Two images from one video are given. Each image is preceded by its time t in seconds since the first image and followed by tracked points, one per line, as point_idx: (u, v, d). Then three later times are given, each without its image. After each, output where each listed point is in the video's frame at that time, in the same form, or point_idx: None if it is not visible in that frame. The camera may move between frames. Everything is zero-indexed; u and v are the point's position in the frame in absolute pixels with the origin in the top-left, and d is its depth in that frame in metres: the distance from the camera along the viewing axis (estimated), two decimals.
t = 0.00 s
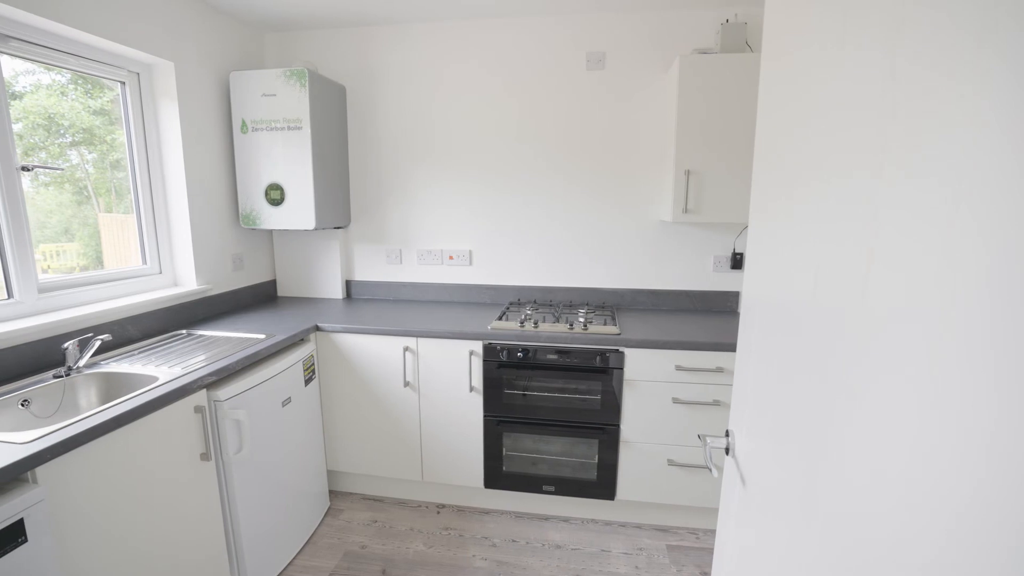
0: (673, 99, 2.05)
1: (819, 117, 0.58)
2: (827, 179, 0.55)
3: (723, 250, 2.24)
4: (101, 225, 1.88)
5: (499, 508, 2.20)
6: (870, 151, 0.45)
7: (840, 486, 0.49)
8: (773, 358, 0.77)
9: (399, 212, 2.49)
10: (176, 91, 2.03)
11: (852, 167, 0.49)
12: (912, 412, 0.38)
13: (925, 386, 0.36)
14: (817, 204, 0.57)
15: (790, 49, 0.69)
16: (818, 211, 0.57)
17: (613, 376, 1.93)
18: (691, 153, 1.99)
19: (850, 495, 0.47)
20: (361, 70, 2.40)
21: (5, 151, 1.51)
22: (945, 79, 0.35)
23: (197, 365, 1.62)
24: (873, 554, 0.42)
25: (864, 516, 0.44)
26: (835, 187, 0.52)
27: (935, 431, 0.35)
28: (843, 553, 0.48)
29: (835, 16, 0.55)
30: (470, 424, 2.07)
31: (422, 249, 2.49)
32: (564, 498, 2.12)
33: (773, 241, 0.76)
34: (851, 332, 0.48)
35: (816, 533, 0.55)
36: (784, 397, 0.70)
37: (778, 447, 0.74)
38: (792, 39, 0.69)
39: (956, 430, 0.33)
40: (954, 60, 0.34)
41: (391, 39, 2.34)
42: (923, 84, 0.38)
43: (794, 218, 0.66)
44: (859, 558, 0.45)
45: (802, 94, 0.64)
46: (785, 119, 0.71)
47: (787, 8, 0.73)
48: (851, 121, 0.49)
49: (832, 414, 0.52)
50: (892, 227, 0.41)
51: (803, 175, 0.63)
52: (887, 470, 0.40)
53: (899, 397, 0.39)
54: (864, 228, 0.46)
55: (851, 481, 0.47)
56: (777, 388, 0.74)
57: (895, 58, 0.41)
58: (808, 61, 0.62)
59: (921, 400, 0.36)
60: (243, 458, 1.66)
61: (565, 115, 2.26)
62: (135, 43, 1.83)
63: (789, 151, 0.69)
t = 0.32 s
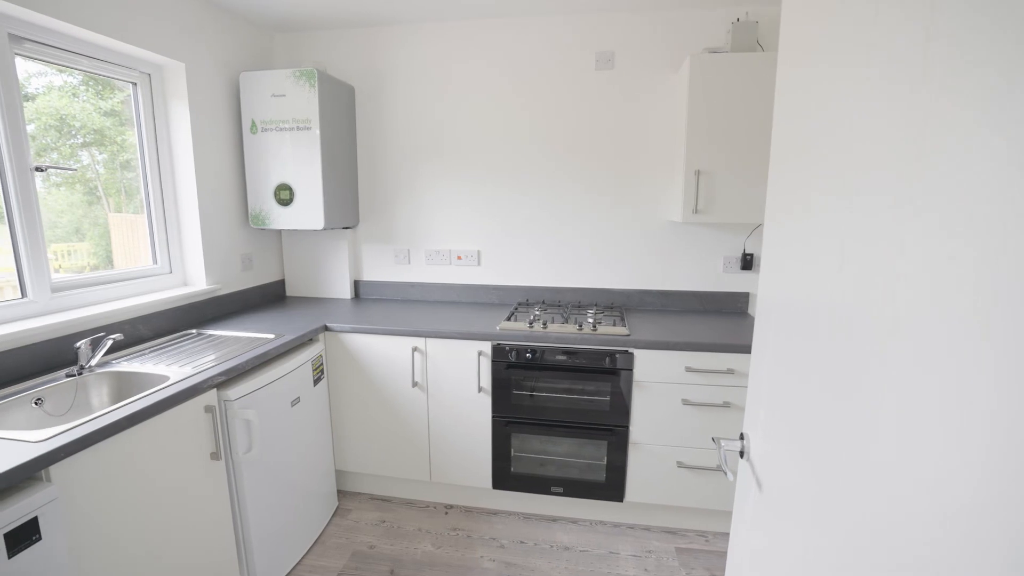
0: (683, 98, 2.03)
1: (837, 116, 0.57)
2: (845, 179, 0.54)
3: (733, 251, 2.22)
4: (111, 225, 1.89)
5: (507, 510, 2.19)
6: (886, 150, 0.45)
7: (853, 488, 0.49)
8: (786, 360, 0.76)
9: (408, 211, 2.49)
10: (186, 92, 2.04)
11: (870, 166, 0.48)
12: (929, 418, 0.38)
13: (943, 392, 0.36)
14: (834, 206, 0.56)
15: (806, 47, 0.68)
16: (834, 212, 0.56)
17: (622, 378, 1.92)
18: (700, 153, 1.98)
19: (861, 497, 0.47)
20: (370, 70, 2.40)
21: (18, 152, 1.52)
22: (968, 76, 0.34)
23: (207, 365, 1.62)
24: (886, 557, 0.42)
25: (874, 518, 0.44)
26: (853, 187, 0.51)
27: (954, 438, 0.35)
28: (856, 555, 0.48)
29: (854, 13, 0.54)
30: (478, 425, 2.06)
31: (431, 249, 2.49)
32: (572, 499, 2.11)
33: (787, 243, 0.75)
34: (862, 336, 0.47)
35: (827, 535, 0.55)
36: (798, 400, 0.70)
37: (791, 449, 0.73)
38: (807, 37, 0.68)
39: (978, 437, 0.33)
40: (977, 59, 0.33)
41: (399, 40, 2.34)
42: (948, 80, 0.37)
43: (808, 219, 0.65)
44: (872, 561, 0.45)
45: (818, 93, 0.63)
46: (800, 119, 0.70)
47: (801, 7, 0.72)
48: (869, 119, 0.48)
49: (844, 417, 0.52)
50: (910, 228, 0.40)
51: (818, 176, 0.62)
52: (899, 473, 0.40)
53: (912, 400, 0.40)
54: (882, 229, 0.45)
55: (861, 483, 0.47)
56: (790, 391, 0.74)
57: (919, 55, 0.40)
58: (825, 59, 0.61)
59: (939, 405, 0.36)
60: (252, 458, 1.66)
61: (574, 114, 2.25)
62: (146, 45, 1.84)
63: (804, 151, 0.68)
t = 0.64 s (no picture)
0: (698, 97, 2.01)
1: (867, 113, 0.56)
2: (874, 177, 0.53)
3: (748, 251, 2.20)
4: (125, 225, 1.91)
5: (518, 511, 2.18)
6: (929, 145, 0.43)
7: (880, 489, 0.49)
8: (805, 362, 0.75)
9: (420, 212, 2.49)
10: (201, 93, 2.05)
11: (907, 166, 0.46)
12: (967, 426, 0.38)
13: (987, 401, 0.36)
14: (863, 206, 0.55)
15: (831, 43, 0.67)
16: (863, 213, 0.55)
17: (635, 379, 1.90)
18: (715, 153, 1.96)
19: (889, 496, 0.47)
20: (382, 70, 2.40)
21: (36, 153, 1.54)
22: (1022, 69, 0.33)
23: (221, 364, 1.63)
24: (915, 558, 0.43)
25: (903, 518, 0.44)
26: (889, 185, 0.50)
27: (985, 446, 0.36)
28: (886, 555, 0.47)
29: (886, 8, 0.53)
30: (490, 425, 2.06)
31: (443, 249, 2.49)
32: (585, 501, 2.09)
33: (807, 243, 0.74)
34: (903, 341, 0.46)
35: (853, 536, 0.54)
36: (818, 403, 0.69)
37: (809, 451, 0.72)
38: (834, 33, 0.67)
39: (1009, 446, 0.33)
40: None
41: (412, 40, 2.34)
42: (997, 74, 0.36)
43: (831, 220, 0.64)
44: (898, 558, 0.45)
45: (844, 90, 0.62)
46: (823, 117, 0.68)
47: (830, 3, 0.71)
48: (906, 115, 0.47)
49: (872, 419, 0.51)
50: (962, 231, 0.39)
51: (843, 174, 0.61)
52: (934, 477, 0.41)
53: (939, 404, 0.41)
54: (922, 230, 0.44)
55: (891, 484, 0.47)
56: (810, 394, 0.73)
57: (962, 50, 0.39)
58: (853, 55, 0.60)
59: (982, 411, 0.36)
60: (266, 457, 1.66)
61: (587, 114, 2.24)
62: (162, 46, 1.85)
63: (827, 149, 0.66)
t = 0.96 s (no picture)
0: (710, 96, 2.00)
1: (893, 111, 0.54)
2: (904, 178, 0.52)
3: (761, 252, 2.17)
4: (137, 225, 1.92)
5: (528, 512, 2.17)
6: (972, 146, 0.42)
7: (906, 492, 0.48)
8: (824, 365, 0.74)
9: (430, 212, 2.49)
10: (213, 93, 2.07)
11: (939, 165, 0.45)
12: (1004, 438, 0.37)
13: None
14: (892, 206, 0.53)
15: (854, 40, 0.66)
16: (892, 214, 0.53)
17: (646, 381, 1.89)
18: (728, 153, 1.94)
19: (912, 505, 0.47)
20: (393, 70, 2.40)
21: (53, 154, 1.56)
22: None
23: (232, 364, 1.63)
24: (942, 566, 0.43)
25: (936, 523, 0.44)
26: (919, 185, 0.49)
27: None
28: (907, 559, 0.47)
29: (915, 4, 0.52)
30: (500, 426, 2.05)
31: (453, 249, 2.49)
32: (595, 503, 2.08)
33: (825, 244, 0.73)
34: (938, 343, 0.45)
35: (875, 540, 0.53)
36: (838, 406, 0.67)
37: (825, 455, 0.71)
38: (858, 30, 0.65)
39: None
40: None
41: (422, 40, 2.34)
42: None
43: (854, 220, 0.63)
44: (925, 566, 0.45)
45: (870, 88, 0.61)
46: (845, 115, 0.67)
47: None
48: (943, 114, 0.46)
49: (897, 422, 0.51)
50: (1001, 236, 0.38)
51: (867, 173, 0.60)
52: (968, 490, 0.40)
53: (975, 414, 0.40)
54: (961, 237, 0.43)
55: (921, 488, 0.46)
56: (827, 397, 0.72)
57: (1004, 48, 0.38)
58: (879, 52, 0.59)
59: (1020, 415, 0.36)
60: (277, 456, 1.67)
61: (597, 114, 2.23)
62: (174, 47, 1.86)
63: (849, 149, 0.65)
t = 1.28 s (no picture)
0: (723, 95, 1.98)
1: (922, 110, 0.53)
2: (933, 179, 0.50)
3: (774, 253, 2.15)
4: (149, 225, 1.93)
5: (538, 513, 2.16)
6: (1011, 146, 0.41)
7: (946, 500, 0.46)
8: (848, 367, 0.71)
9: (441, 212, 2.49)
10: (225, 94, 2.08)
11: (982, 169, 0.44)
12: None
13: None
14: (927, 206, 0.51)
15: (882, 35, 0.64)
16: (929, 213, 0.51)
17: (658, 382, 1.88)
18: (742, 153, 1.92)
19: (946, 512, 0.46)
20: (404, 70, 2.40)
21: (68, 154, 1.57)
22: None
23: (245, 363, 1.64)
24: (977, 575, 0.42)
25: (972, 530, 0.42)
26: (952, 185, 0.48)
27: None
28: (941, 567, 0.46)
29: None
30: (511, 427, 2.04)
31: (463, 249, 2.48)
32: (605, 504, 2.07)
33: (849, 243, 0.71)
34: (977, 345, 0.44)
35: (910, 549, 0.51)
36: (865, 411, 0.65)
37: (850, 460, 0.69)
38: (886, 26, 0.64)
39: None
40: None
41: (433, 39, 2.34)
42: None
43: (882, 220, 0.61)
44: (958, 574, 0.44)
45: (896, 87, 0.60)
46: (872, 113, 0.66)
47: None
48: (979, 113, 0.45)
49: (930, 426, 0.49)
50: None
51: (895, 172, 0.58)
52: (1007, 500, 0.39)
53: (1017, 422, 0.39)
54: (1000, 240, 0.41)
55: (958, 493, 0.45)
56: (849, 401, 0.71)
57: None
58: (911, 47, 0.57)
59: None
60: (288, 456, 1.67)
61: (609, 113, 2.21)
62: (188, 48, 1.87)
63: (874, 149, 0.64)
